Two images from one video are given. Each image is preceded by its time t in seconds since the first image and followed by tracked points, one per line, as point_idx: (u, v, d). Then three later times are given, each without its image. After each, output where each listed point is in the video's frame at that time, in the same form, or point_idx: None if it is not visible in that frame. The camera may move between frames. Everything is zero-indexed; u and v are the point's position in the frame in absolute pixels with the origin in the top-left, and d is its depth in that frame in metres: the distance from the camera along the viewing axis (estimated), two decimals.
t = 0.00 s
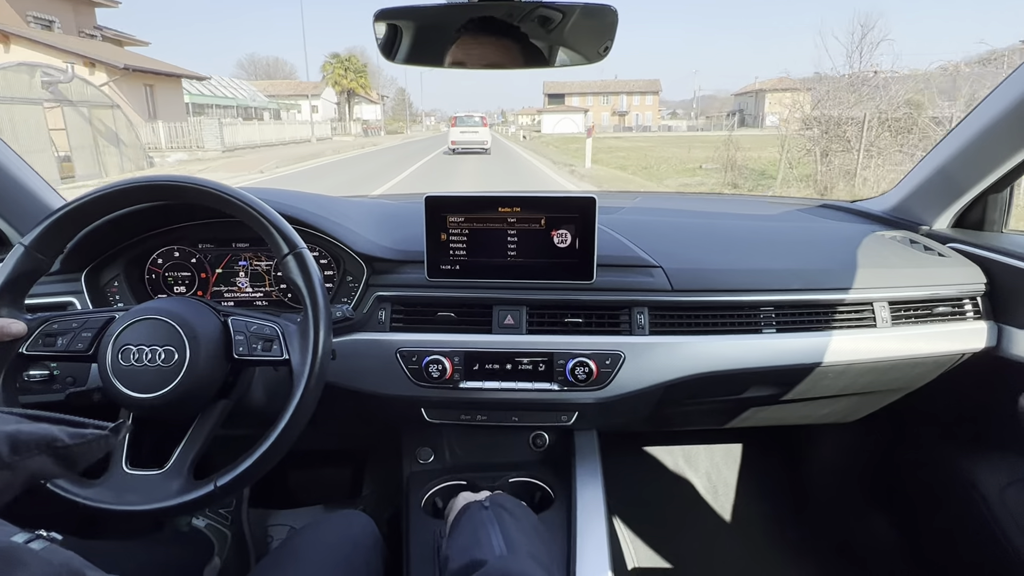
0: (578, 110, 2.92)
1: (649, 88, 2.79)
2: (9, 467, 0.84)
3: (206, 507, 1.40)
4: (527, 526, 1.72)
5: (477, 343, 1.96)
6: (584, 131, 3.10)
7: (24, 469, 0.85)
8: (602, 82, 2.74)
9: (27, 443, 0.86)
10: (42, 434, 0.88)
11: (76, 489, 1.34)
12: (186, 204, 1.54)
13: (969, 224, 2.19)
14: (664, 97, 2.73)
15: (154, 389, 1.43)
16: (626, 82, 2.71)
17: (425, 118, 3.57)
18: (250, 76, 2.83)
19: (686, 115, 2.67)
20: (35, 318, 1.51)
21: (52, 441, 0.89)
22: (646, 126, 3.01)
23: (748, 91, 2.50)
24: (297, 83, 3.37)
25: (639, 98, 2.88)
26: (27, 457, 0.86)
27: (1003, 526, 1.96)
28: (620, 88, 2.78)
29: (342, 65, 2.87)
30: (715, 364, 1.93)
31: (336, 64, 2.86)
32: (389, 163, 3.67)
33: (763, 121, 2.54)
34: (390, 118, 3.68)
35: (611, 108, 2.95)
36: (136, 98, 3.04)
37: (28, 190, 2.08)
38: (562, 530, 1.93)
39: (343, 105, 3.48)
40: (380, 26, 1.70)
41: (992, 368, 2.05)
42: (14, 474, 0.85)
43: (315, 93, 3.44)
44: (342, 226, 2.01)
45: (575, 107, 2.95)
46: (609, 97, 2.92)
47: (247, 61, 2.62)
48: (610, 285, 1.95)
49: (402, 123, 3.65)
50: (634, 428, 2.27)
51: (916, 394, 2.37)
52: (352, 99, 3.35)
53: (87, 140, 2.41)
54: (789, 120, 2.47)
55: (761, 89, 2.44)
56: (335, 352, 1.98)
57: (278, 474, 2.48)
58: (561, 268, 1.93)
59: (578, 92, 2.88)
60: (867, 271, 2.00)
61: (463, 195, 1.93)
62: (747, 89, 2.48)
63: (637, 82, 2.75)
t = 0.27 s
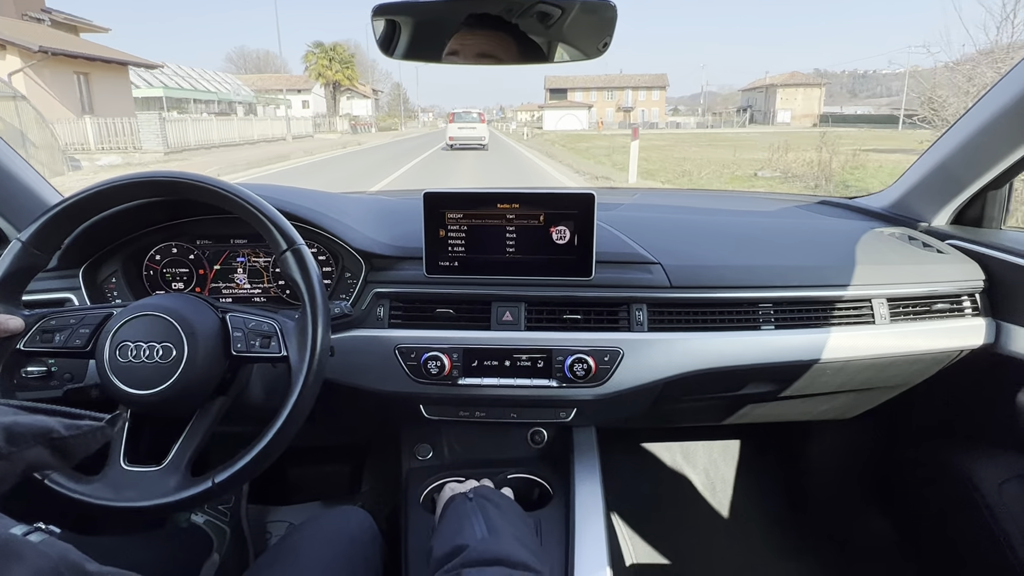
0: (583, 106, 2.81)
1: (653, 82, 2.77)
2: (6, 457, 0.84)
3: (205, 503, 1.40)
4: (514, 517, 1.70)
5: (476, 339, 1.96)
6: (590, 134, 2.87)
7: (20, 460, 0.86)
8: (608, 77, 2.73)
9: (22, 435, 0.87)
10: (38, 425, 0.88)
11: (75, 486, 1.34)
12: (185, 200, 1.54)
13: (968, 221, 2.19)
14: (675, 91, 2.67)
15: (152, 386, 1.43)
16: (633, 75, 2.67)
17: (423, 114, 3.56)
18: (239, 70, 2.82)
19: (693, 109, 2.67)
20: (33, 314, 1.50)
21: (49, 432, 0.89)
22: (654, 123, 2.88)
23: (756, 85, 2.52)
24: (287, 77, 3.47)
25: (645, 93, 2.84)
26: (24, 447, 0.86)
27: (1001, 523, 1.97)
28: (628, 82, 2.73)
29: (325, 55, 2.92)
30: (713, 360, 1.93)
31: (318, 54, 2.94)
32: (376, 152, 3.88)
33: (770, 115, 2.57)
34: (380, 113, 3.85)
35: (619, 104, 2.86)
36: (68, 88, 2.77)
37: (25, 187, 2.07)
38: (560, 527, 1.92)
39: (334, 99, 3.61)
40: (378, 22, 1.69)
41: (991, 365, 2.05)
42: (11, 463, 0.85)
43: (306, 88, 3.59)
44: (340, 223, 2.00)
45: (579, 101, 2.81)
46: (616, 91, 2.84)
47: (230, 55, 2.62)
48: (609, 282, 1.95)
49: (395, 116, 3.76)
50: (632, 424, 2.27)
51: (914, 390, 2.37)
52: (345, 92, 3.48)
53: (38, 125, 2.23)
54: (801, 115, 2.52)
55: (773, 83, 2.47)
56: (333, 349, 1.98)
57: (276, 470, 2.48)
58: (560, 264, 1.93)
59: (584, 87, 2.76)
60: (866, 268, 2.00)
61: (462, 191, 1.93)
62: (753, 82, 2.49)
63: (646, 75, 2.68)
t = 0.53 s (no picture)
0: (585, 102, 2.92)
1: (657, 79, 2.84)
2: (10, 457, 0.84)
3: (205, 500, 1.40)
4: (508, 514, 1.70)
5: (474, 337, 1.96)
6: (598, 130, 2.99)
7: (24, 459, 0.85)
8: (613, 75, 2.82)
9: (25, 433, 0.86)
10: (41, 424, 0.89)
11: (75, 483, 1.35)
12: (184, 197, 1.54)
13: (965, 219, 2.19)
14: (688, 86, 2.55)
15: (152, 383, 1.43)
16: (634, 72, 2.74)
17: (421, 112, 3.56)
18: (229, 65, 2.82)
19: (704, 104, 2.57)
20: (31, 313, 1.50)
21: (52, 431, 0.88)
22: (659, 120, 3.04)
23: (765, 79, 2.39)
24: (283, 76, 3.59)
25: (651, 90, 2.93)
26: (28, 447, 0.86)
27: (997, 519, 1.97)
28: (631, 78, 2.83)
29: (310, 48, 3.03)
30: (712, 358, 1.94)
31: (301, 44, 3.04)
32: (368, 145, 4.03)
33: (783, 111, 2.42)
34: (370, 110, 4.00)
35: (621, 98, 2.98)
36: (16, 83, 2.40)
37: (23, 184, 2.07)
38: (559, 524, 1.93)
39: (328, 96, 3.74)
40: (377, 18, 1.69)
41: (988, 362, 2.06)
42: (15, 464, 0.85)
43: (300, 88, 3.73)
44: (339, 220, 2.00)
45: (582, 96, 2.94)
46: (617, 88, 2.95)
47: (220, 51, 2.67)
48: (608, 279, 1.95)
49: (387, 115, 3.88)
50: (630, 422, 2.27)
51: (912, 388, 2.38)
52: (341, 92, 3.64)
53: None
54: (812, 112, 2.46)
55: (784, 80, 2.36)
56: (332, 347, 1.99)
57: (275, 468, 2.48)
58: (559, 262, 1.93)
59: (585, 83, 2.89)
60: (864, 265, 2.00)
61: (460, 188, 1.93)
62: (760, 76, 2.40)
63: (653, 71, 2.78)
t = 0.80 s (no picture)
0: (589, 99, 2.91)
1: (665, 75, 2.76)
2: (15, 455, 0.85)
3: (205, 497, 1.40)
4: (507, 512, 1.71)
5: (474, 334, 1.96)
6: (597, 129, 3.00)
7: (30, 457, 0.86)
8: (618, 67, 2.72)
9: (31, 431, 0.86)
10: (45, 422, 0.88)
11: (76, 481, 1.35)
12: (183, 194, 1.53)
13: (965, 217, 2.19)
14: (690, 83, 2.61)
15: (151, 381, 1.43)
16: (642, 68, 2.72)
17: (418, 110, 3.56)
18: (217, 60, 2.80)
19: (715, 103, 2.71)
20: (30, 311, 1.50)
21: (56, 429, 0.88)
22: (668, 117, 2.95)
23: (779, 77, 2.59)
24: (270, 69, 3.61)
25: (659, 87, 2.85)
26: (32, 445, 0.86)
27: (995, 516, 1.98)
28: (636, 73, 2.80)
29: (287, 37, 3.04)
30: (711, 356, 1.94)
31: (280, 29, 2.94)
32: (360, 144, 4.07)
33: (795, 110, 2.66)
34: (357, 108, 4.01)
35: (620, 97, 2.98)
36: None
37: (22, 181, 2.07)
38: (557, 522, 1.93)
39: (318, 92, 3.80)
40: (377, 16, 1.69)
41: (987, 360, 2.06)
42: (20, 462, 0.85)
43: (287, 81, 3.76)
44: (338, 218, 2.00)
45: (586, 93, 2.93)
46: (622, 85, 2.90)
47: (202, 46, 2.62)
48: (607, 277, 1.95)
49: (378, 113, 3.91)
50: (629, 419, 2.28)
51: (910, 385, 2.39)
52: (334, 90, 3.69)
53: None
54: (827, 110, 2.66)
55: (798, 76, 2.56)
56: (331, 344, 1.98)
57: (273, 467, 2.47)
58: (558, 259, 1.93)
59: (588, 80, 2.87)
60: (863, 263, 2.00)
61: (460, 186, 1.93)
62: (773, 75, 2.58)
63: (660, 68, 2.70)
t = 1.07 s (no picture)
0: (595, 98, 3.06)
1: (672, 74, 3.08)
2: (15, 448, 0.84)
3: (206, 491, 1.40)
4: (507, 508, 1.71)
5: (473, 330, 1.96)
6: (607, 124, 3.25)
7: (30, 450, 0.85)
8: (624, 66, 2.86)
9: (32, 425, 0.86)
10: (45, 415, 0.88)
11: (77, 476, 1.35)
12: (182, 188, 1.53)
13: (964, 213, 2.19)
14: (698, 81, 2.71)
15: (151, 375, 1.43)
16: (650, 65, 2.86)
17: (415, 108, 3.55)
18: (205, 57, 2.79)
19: (721, 103, 2.83)
20: (29, 307, 1.50)
21: (56, 422, 0.89)
22: (677, 116, 3.26)
23: (790, 76, 2.64)
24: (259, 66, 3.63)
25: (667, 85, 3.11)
26: (32, 438, 0.86)
27: (993, 512, 1.98)
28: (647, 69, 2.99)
29: (262, 25, 3.03)
30: (710, 352, 1.94)
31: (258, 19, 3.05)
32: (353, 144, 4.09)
33: (811, 109, 2.67)
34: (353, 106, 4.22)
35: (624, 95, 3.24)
36: None
37: (22, 177, 2.07)
38: (557, 517, 1.93)
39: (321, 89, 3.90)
40: (377, 12, 1.69)
41: (986, 356, 2.06)
42: (20, 454, 0.85)
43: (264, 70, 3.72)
44: (337, 213, 2.00)
45: (591, 91, 3.06)
46: (630, 83, 3.23)
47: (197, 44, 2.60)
48: (607, 273, 1.95)
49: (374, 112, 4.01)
50: (629, 415, 2.28)
51: (908, 382, 2.39)
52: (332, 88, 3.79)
53: None
54: (844, 109, 2.60)
55: (812, 73, 2.53)
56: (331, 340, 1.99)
57: (273, 462, 2.48)
58: (557, 254, 1.93)
59: (595, 78, 3.00)
60: (863, 259, 2.01)
61: (458, 181, 1.93)
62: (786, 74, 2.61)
63: (669, 67, 2.95)
